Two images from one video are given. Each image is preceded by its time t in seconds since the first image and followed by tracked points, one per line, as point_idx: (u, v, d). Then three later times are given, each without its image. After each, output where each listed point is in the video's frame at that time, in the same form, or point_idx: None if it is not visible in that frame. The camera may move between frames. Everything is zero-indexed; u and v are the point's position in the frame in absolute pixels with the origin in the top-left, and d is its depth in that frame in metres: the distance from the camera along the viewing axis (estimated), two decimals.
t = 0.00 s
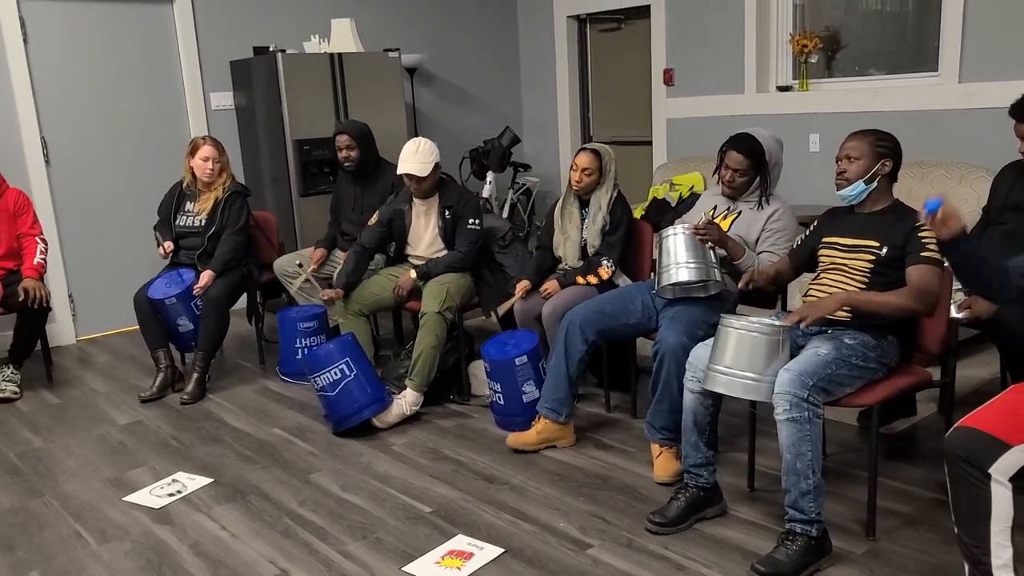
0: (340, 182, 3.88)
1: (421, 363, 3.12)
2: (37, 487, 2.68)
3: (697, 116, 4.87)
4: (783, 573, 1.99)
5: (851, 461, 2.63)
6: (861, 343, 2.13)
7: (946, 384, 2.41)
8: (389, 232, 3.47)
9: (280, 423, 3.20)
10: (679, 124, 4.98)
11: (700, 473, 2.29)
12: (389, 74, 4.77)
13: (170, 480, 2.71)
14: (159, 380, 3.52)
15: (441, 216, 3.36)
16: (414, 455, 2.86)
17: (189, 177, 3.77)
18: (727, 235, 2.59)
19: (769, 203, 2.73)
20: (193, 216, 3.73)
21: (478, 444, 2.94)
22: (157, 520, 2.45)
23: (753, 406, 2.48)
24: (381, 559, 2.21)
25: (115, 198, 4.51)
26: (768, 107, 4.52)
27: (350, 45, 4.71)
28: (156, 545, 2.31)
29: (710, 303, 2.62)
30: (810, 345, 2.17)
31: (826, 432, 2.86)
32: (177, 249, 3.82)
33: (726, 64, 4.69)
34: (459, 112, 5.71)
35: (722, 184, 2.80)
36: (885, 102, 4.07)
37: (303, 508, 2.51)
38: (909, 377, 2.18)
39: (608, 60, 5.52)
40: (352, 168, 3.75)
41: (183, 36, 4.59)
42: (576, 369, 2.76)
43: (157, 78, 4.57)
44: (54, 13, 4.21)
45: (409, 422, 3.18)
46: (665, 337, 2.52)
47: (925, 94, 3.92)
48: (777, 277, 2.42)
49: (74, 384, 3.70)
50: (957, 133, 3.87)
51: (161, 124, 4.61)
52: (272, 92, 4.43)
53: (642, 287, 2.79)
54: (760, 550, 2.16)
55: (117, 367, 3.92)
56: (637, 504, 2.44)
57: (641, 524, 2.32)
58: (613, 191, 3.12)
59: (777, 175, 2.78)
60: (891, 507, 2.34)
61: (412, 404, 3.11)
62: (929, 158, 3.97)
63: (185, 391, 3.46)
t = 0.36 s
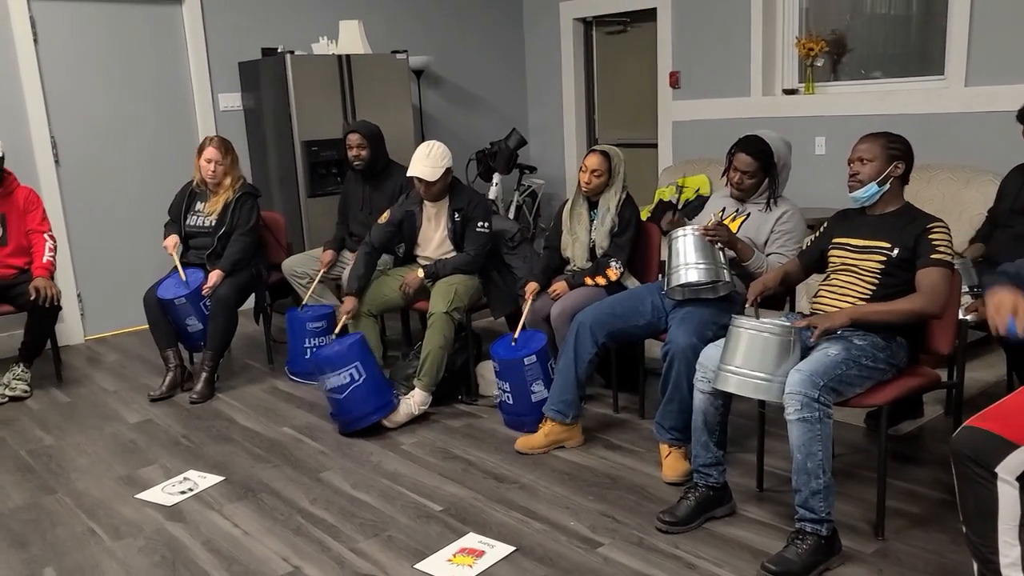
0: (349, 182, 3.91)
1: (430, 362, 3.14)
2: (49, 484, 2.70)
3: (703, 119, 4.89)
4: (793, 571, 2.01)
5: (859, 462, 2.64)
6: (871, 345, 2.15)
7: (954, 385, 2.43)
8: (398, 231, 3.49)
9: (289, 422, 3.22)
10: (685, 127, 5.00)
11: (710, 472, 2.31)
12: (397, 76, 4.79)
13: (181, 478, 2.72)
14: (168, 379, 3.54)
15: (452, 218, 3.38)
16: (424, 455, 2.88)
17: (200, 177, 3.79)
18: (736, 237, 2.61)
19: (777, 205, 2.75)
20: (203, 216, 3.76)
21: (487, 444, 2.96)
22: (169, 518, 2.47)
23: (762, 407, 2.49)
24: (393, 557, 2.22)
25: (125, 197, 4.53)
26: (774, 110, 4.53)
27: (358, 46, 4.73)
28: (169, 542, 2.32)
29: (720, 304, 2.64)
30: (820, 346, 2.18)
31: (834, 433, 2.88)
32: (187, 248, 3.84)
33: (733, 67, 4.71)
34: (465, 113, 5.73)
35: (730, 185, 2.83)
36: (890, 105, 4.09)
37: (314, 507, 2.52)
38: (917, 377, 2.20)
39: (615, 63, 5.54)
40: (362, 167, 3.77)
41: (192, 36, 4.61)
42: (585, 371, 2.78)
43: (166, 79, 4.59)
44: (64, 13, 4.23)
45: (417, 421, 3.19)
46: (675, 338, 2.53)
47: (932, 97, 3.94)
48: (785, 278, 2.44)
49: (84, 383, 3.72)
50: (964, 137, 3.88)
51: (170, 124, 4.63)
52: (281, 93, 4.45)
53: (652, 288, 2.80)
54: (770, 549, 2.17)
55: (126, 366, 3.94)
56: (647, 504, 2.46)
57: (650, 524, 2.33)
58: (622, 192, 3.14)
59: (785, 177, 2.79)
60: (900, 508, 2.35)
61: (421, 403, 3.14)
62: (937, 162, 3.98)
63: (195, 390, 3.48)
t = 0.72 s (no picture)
0: (354, 179, 3.93)
1: (432, 358, 3.16)
2: (56, 477, 2.73)
3: (706, 119, 4.91)
4: (791, 568, 2.03)
5: (858, 460, 2.66)
6: (871, 343, 2.17)
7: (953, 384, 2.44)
8: (401, 227, 3.51)
9: (293, 417, 3.25)
10: (688, 127, 5.02)
11: (709, 469, 2.33)
12: (402, 74, 4.81)
13: (186, 472, 2.75)
14: (173, 374, 3.57)
15: (456, 216, 3.40)
16: (426, 450, 2.90)
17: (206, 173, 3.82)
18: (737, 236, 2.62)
19: (779, 205, 2.77)
20: (209, 213, 3.79)
21: (489, 440, 2.98)
22: (174, 510, 2.49)
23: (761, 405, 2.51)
24: (395, 550, 2.25)
25: (131, 193, 4.56)
26: (777, 110, 4.55)
27: (363, 45, 4.75)
28: (174, 534, 2.35)
29: (721, 302, 2.66)
30: (820, 344, 2.20)
31: (834, 431, 2.89)
32: (192, 244, 3.88)
33: (736, 67, 4.73)
34: (469, 112, 5.75)
35: (732, 185, 2.85)
36: (893, 106, 4.10)
37: (317, 501, 2.55)
38: (917, 376, 2.22)
39: (619, 62, 5.55)
40: (369, 165, 3.81)
41: (198, 34, 4.63)
42: (587, 367, 2.80)
43: (172, 77, 4.62)
44: (72, 11, 4.26)
45: (420, 417, 3.21)
46: (676, 336, 2.55)
47: (935, 98, 3.95)
48: (785, 277, 2.46)
49: (90, 378, 3.75)
50: (967, 138, 3.89)
51: (175, 121, 4.66)
52: (286, 91, 4.47)
53: (654, 286, 2.82)
54: (769, 545, 2.19)
55: (130, 361, 3.97)
56: (647, 500, 2.48)
57: (650, 520, 2.36)
58: (625, 191, 3.15)
59: (787, 177, 2.81)
60: (898, 506, 2.37)
61: (424, 399, 3.16)
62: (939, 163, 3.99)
63: (199, 385, 3.51)
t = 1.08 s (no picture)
0: (354, 175, 3.98)
1: (430, 353, 3.20)
2: (58, 465, 2.78)
3: (704, 118, 4.94)
4: (778, 559, 2.06)
5: (848, 455, 2.70)
6: (858, 339, 2.21)
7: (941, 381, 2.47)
8: (402, 222, 3.54)
9: (292, 409, 3.29)
10: (687, 126, 5.05)
11: (699, 462, 2.36)
12: (403, 71, 4.85)
13: (186, 462, 2.80)
14: (174, 367, 3.61)
15: (455, 212, 3.45)
16: (422, 443, 2.94)
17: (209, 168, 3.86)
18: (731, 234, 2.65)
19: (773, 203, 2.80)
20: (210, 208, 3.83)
21: (484, 433, 3.02)
22: (174, 499, 2.54)
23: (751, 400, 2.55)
24: (389, 539, 2.29)
25: (134, 187, 4.61)
26: (775, 108, 4.58)
27: (364, 43, 4.80)
28: (173, 522, 2.40)
29: (713, 299, 2.70)
30: (809, 339, 2.24)
31: (825, 427, 2.93)
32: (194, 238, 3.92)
33: (735, 66, 4.76)
34: (470, 110, 5.79)
35: (726, 183, 2.88)
36: (890, 106, 4.13)
37: (314, 490, 2.59)
38: (903, 372, 2.26)
39: (619, 61, 5.59)
40: (369, 161, 3.85)
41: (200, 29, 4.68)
42: (581, 363, 2.84)
43: (175, 72, 4.67)
44: (76, 7, 4.31)
45: (417, 411, 3.26)
46: (668, 332, 2.59)
47: (932, 98, 3.98)
48: (777, 274, 2.50)
49: (92, 369, 3.80)
50: (963, 138, 3.92)
51: (177, 116, 4.70)
52: (288, 87, 4.51)
53: (647, 283, 2.86)
54: (756, 537, 2.23)
55: (132, 354, 4.02)
56: (638, 492, 2.52)
57: (641, 511, 2.39)
58: (621, 189, 3.19)
59: (780, 175, 2.85)
60: (885, 499, 2.41)
61: (420, 393, 3.21)
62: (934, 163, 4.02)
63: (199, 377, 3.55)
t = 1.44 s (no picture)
0: (367, 173, 4.05)
1: (440, 348, 3.27)
2: (78, 455, 2.86)
3: (712, 119, 4.99)
4: (779, 549, 2.11)
5: (850, 451, 2.75)
6: (859, 335, 2.25)
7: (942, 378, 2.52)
8: (416, 223, 3.62)
9: (305, 403, 3.36)
10: (695, 127, 5.10)
11: (702, 455, 2.42)
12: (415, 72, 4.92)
13: (202, 452, 2.87)
14: (189, 361, 3.69)
15: (463, 208, 3.52)
16: (432, 436, 3.01)
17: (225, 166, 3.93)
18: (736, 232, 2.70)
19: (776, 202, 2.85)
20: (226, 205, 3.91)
21: (493, 427, 3.09)
22: (191, 488, 2.61)
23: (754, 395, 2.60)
24: (400, 527, 2.36)
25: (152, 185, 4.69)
26: (783, 109, 4.62)
27: (377, 44, 4.87)
28: (190, 510, 2.47)
29: (719, 296, 2.75)
30: (810, 336, 2.29)
31: (828, 423, 2.98)
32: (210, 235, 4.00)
33: (744, 68, 4.80)
34: (480, 110, 5.86)
35: (732, 183, 2.93)
36: (896, 108, 4.17)
37: (327, 481, 2.66)
38: (903, 368, 2.30)
39: (628, 62, 5.64)
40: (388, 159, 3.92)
41: (217, 30, 4.76)
42: (587, 358, 2.90)
43: (192, 71, 4.75)
44: (96, 8, 4.39)
45: (427, 405, 3.32)
46: (673, 328, 2.64)
47: (938, 100, 4.02)
48: (781, 271, 2.55)
49: (109, 363, 3.88)
50: (968, 140, 3.96)
51: (194, 115, 4.78)
52: (303, 88, 4.59)
53: (654, 281, 2.92)
54: (758, 528, 2.28)
55: (148, 349, 4.10)
56: (643, 485, 2.57)
57: (646, 503, 2.45)
58: (628, 187, 3.25)
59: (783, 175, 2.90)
60: (885, 494, 2.46)
61: (430, 387, 3.27)
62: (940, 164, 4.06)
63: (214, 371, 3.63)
